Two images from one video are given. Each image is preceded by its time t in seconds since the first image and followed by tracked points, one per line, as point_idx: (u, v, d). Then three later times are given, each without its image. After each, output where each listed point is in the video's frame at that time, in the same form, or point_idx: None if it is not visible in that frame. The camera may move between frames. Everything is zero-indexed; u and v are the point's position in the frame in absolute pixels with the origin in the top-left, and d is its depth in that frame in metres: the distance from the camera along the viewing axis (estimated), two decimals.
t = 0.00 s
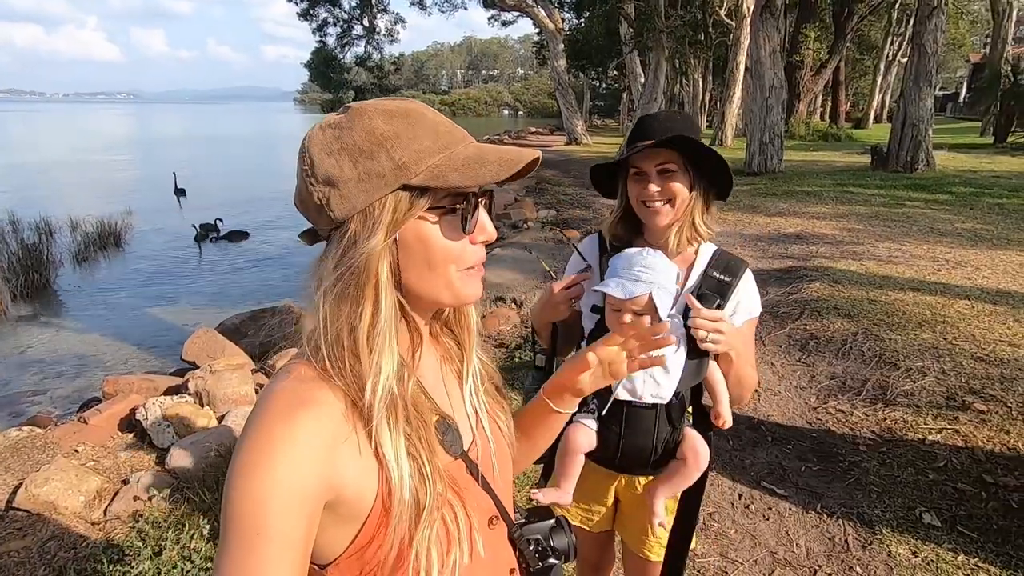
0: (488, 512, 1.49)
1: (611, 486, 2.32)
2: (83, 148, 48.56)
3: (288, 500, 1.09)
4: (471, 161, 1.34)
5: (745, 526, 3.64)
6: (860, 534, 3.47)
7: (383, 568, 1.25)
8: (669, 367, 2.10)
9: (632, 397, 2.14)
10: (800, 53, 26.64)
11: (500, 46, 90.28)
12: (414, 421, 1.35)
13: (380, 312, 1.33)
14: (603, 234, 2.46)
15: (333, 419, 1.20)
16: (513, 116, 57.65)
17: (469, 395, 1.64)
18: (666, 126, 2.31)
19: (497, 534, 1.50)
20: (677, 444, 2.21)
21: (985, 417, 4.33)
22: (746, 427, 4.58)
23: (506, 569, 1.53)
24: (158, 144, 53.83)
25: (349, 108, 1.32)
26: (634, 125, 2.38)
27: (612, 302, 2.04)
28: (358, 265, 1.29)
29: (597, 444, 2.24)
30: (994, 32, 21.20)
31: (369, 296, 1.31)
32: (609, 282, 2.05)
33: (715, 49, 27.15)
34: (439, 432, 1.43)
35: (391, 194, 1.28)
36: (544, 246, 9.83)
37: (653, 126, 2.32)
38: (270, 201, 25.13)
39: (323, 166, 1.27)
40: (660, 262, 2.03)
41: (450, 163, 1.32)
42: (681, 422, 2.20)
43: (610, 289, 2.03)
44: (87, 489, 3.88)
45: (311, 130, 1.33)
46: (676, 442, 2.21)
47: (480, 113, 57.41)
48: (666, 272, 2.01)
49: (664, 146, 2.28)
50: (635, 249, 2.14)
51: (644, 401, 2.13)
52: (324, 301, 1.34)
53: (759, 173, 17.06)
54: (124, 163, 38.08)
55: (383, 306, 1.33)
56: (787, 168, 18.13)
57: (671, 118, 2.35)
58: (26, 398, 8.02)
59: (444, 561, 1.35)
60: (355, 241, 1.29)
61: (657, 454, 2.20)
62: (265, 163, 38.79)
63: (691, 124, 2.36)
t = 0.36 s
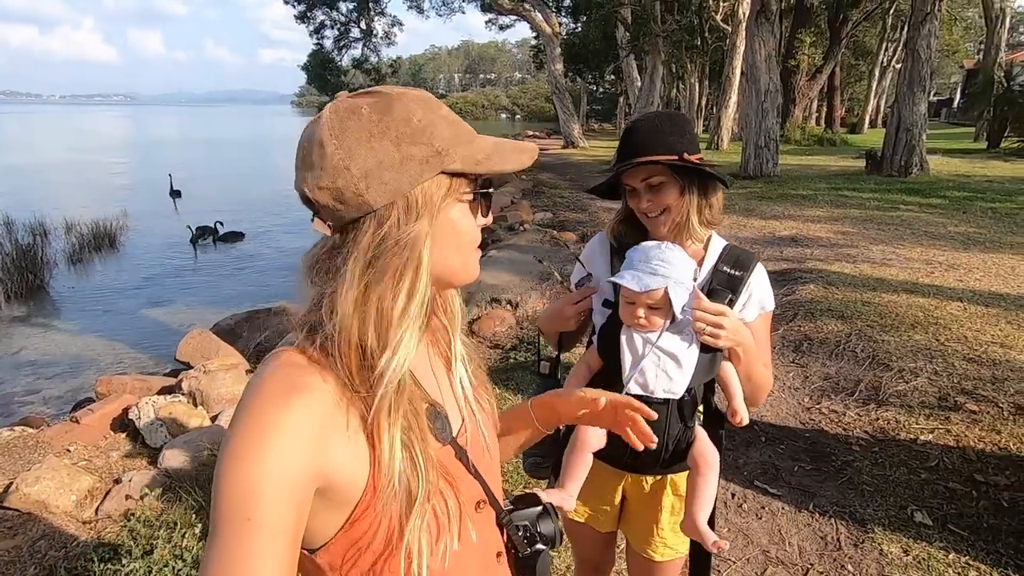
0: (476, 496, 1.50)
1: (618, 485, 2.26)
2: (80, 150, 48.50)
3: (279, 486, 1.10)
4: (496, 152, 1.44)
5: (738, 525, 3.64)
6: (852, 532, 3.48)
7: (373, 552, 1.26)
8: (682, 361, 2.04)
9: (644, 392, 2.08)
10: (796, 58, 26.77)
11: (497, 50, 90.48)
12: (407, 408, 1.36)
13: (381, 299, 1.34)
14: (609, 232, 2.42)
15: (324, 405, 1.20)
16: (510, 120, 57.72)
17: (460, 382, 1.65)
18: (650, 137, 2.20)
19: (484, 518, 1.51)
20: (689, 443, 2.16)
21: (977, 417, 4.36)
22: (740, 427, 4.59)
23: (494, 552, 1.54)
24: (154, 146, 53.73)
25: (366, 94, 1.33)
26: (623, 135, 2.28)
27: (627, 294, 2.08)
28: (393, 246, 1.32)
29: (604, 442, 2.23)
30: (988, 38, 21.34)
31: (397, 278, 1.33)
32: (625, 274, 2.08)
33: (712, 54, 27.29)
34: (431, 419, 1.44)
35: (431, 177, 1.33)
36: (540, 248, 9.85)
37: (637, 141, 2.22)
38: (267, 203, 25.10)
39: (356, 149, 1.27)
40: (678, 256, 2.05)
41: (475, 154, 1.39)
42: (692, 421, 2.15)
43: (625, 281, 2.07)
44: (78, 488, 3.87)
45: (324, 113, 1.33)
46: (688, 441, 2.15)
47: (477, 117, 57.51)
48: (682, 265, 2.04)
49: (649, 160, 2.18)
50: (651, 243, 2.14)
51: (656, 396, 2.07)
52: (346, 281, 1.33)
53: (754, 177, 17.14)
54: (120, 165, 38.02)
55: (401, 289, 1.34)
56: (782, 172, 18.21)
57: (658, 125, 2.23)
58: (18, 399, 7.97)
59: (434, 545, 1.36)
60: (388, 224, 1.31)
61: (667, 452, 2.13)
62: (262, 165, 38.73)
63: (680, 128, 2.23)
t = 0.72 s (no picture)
0: (455, 492, 1.51)
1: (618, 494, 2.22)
2: (84, 158, 48.88)
3: (260, 488, 1.09)
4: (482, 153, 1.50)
5: (734, 529, 3.61)
6: (849, 536, 3.45)
7: (356, 550, 1.26)
8: (679, 363, 2.01)
9: (640, 395, 2.06)
10: (796, 62, 26.76)
11: (498, 57, 90.91)
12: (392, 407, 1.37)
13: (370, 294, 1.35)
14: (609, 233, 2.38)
15: (305, 406, 1.20)
16: (511, 126, 57.89)
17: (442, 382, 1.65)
18: (645, 138, 2.17)
19: (463, 513, 1.53)
20: (688, 448, 2.11)
21: (975, 419, 4.33)
22: (738, 430, 4.56)
23: (474, 548, 1.56)
24: (157, 154, 54.06)
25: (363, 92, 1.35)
26: (619, 135, 2.25)
27: (622, 296, 2.05)
28: (397, 242, 1.35)
29: (606, 450, 2.14)
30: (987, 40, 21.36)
31: (398, 276, 1.37)
32: (619, 276, 2.05)
33: (711, 58, 27.37)
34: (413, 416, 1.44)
35: (425, 178, 1.37)
36: (539, 252, 9.85)
37: (631, 142, 2.19)
38: (268, 210, 25.20)
39: (356, 145, 1.28)
40: (674, 257, 2.01)
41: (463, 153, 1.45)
42: (692, 425, 2.10)
43: (620, 283, 2.04)
44: (73, 494, 3.87)
45: (317, 108, 1.33)
46: (687, 446, 2.10)
47: (479, 123, 57.67)
48: (679, 266, 2.01)
49: (643, 162, 2.15)
50: (647, 243, 2.10)
51: (653, 399, 2.04)
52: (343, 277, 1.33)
53: (754, 180, 17.14)
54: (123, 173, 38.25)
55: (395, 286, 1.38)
56: (782, 175, 18.21)
57: (655, 125, 2.19)
58: (17, 406, 7.99)
59: (415, 540, 1.37)
60: (389, 222, 1.34)
61: (667, 457, 2.09)
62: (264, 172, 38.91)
63: (676, 128, 2.19)
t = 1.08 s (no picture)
0: (456, 507, 1.46)
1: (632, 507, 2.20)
2: (94, 167, 49.45)
3: (255, 496, 1.09)
4: (414, 150, 1.30)
5: (745, 539, 3.56)
6: (861, 546, 3.40)
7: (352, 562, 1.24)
8: (688, 379, 1.97)
9: (648, 410, 2.02)
10: (802, 66, 26.66)
11: (503, 64, 91.42)
12: (389, 422, 1.33)
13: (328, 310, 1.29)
14: (623, 240, 2.36)
15: (301, 414, 1.18)
16: (516, 132, 58.10)
17: (450, 398, 1.59)
18: (659, 139, 2.17)
19: (464, 531, 1.47)
20: (700, 463, 2.05)
21: (989, 427, 4.26)
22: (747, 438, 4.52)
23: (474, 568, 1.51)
24: (167, 163, 54.60)
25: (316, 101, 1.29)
26: (635, 136, 2.26)
27: (627, 310, 2.01)
28: (306, 257, 1.25)
29: (616, 465, 2.11)
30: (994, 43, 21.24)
31: (320, 292, 1.28)
32: (625, 291, 2.00)
33: (716, 64, 27.38)
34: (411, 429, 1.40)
35: (338, 188, 1.24)
36: (544, 259, 9.85)
37: (646, 141, 2.20)
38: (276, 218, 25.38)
39: (275, 162, 1.25)
40: (681, 270, 1.95)
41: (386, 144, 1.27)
42: (705, 438, 2.05)
43: (625, 297, 1.99)
44: (80, 504, 3.87)
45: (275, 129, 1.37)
46: (700, 460, 2.05)
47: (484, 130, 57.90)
48: (686, 280, 1.94)
49: (651, 162, 2.15)
50: (657, 254, 2.05)
51: (661, 414, 2.00)
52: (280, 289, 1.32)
53: (761, 185, 17.10)
54: (132, 182, 38.67)
55: (324, 300, 1.28)
56: (789, 180, 18.15)
57: (674, 128, 2.19)
58: (27, 414, 8.04)
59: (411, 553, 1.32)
60: (309, 232, 1.25)
61: (679, 471, 2.05)
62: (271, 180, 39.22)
63: (698, 135, 2.17)
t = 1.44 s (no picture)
0: (504, 535, 1.37)
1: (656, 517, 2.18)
2: (90, 170, 49.28)
3: (305, 502, 1.06)
4: (400, 181, 1.22)
5: (760, 546, 3.56)
6: (876, 552, 3.41)
7: None
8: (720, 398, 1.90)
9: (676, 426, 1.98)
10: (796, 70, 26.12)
11: (499, 67, 91.55)
12: (434, 438, 1.30)
13: (348, 327, 1.28)
14: (664, 247, 2.33)
15: (347, 424, 1.16)
16: (513, 135, 58.18)
17: (501, 421, 1.54)
18: (706, 147, 2.14)
19: (511, 560, 1.38)
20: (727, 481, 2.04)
21: (998, 432, 4.28)
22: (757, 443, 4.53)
23: None
24: (162, 165, 54.38)
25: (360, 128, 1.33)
26: (686, 140, 2.23)
27: (663, 325, 1.96)
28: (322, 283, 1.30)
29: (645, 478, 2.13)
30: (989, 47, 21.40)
31: (343, 311, 1.27)
32: (661, 304, 1.95)
33: (713, 67, 27.51)
34: (456, 445, 1.35)
35: (345, 220, 1.26)
36: (547, 263, 9.85)
37: (693, 147, 2.17)
38: (274, 221, 25.33)
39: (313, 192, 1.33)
40: (719, 287, 1.89)
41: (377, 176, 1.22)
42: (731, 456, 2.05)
43: (661, 312, 1.94)
44: (91, 513, 3.85)
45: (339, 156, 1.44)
46: (725, 478, 2.04)
47: (481, 132, 57.98)
48: (723, 297, 1.88)
49: (694, 168, 2.13)
50: (693, 269, 1.98)
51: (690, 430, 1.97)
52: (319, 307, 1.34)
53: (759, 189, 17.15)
54: (128, 185, 38.55)
55: (347, 324, 1.27)
56: (787, 183, 18.22)
57: (724, 137, 2.15)
58: (29, 420, 7.99)
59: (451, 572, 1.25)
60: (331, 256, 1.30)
61: (703, 487, 2.04)
62: (268, 183, 39.12)
63: (749, 149, 2.11)
